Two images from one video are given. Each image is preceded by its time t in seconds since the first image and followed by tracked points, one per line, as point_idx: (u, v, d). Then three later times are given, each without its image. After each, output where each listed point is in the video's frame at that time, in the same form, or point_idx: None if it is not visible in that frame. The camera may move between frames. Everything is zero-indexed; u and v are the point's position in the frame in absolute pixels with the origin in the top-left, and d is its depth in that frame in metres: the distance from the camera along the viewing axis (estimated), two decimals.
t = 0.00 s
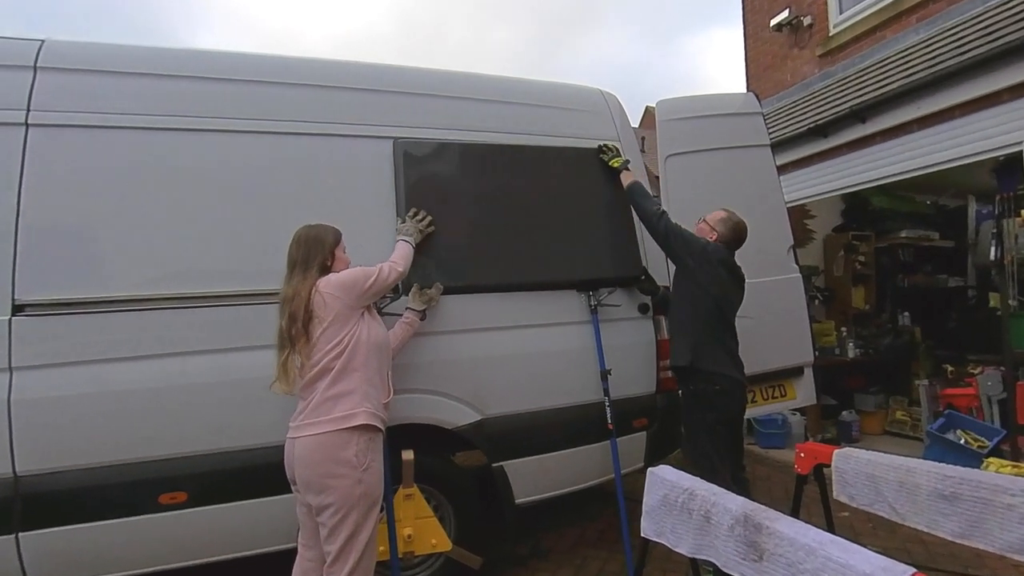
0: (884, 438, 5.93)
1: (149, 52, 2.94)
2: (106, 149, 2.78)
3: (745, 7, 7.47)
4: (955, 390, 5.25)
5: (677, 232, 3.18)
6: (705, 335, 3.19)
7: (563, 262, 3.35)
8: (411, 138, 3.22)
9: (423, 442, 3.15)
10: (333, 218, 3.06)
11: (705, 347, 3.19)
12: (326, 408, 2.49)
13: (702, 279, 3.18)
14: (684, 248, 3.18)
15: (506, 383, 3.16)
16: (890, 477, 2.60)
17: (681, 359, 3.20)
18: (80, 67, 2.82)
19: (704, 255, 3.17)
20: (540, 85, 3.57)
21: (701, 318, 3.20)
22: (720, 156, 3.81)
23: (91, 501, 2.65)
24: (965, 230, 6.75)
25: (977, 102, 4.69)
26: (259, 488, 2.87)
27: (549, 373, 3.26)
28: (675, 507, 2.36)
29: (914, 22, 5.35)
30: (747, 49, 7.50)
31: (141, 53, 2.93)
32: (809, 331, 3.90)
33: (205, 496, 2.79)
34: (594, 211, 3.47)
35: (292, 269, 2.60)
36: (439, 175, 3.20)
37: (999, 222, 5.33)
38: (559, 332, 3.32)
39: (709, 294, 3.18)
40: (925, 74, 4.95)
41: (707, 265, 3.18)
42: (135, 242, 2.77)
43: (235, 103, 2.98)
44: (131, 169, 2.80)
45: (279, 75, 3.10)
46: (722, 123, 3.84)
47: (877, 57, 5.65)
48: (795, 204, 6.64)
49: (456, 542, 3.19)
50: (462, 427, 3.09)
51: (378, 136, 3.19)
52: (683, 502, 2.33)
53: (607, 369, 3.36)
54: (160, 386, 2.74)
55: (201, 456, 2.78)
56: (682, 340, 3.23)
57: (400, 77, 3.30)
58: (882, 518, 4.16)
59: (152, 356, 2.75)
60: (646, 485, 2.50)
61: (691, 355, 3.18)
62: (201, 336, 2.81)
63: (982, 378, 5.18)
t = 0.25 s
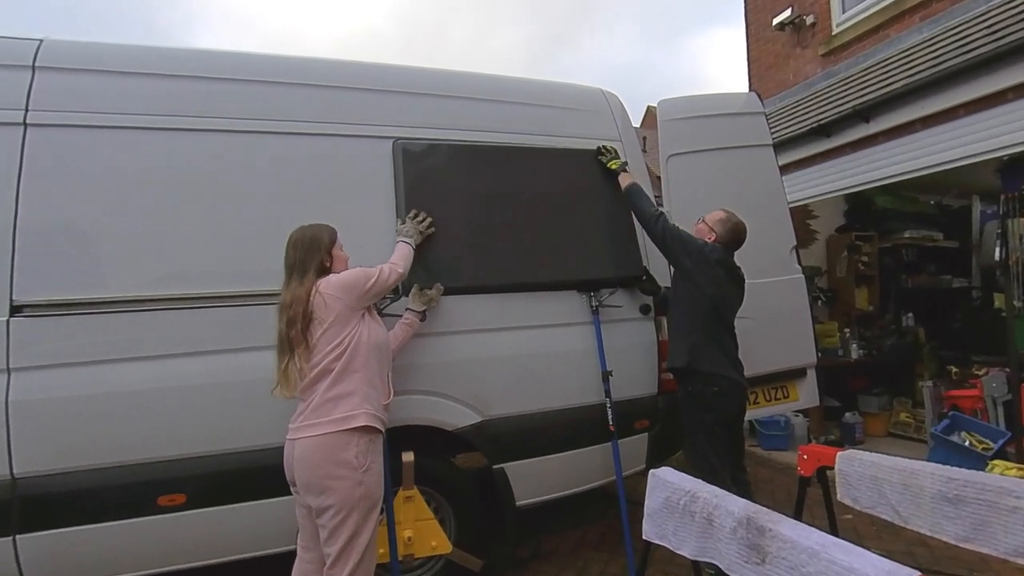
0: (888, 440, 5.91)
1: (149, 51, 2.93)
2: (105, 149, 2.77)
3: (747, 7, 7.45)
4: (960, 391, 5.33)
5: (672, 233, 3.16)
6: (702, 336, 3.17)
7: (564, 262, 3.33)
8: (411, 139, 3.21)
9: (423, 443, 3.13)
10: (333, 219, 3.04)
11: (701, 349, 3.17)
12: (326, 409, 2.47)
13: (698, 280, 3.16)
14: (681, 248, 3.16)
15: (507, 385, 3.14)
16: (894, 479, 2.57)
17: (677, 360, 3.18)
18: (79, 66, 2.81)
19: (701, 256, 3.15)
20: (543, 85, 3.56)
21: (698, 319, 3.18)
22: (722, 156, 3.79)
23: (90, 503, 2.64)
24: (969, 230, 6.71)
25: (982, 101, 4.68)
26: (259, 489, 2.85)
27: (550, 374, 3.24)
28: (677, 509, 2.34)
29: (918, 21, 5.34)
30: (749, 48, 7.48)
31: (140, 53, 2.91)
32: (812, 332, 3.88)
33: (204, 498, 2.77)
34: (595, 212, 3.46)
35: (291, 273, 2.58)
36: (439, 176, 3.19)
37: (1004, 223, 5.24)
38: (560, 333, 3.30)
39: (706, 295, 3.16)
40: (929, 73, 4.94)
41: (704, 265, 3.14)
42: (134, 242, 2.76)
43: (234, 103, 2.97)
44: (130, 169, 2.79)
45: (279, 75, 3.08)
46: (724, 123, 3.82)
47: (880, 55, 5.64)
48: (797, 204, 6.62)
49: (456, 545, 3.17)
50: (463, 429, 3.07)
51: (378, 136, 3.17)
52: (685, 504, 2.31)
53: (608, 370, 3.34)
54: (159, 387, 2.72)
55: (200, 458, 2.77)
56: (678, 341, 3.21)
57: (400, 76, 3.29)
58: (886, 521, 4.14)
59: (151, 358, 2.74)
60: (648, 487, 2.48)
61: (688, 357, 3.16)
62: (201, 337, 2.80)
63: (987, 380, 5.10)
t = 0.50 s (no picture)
0: (892, 442, 5.88)
1: (148, 51, 2.91)
2: (104, 149, 2.75)
3: (750, 6, 7.43)
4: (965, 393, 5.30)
5: (670, 235, 3.17)
6: (701, 337, 3.15)
7: (565, 263, 3.31)
8: (412, 139, 3.19)
9: (423, 445, 3.11)
10: (333, 219, 3.03)
11: (700, 349, 3.15)
12: (327, 410, 2.45)
13: (698, 279, 3.15)
14: (679, 248, 3.15)
15: (507, 386, 3.12)
16: (898, 481, 2.55)
17: (676, 362, 3.16)
18: (78, 66, 2.79)
19: (700, 255, 3.14)
20: (545, 84, 3.54)
21: (698, 320, 3.16)
22: (724, 156, 3.77)
23: (88, 505, 2.62)
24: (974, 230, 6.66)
25: (986, 100, 4.66)
26: (258, 492, 2.84)
27: (551, 376, 3.23)
28: (678, 511, 2.32)
29: (921, 20, 5.34)
30: (751, 48, 7.46)
31: (139, 53, 2.90)
32: (815, 333, 3.85)
33: (203, 500, 2.76)
34: (597, 212, 3.44)
35: (288, 277, 2.55)
36: (439, 176, 3.17)
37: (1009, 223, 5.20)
38: (561, 334, 3.28)
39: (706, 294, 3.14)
40: (932, 72, 4.92)
41: (704, 264, 3.14)
42: (133, 243, 2.75)
43: (234, 103, 2.95)
44: (129, 169, 2.77)
45: (279, 74, 3.07)
46: (727, 123, 3.80)
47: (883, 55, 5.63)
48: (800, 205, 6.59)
49: (456, 547, 3.15)
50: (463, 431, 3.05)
51: (378, 136, 3.15)
52: (687, 506, 2.29)
53: (609, 371, 3.31)
54: (158, 389, 2.71)
55: (199, 460, 2.75)
56: (677, 342, 3.20)
57: (401, 76, 3.27)
58: (889, 523, 4.11)
59: (150, 359, 2.72)
60: (650, 489, 2.46)
61: (686, 358, 3.14)
62: (200, 339, 2.78)
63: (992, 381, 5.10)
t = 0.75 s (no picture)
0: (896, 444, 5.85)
1: (147, 51, 2.90)
2: (102, 149, 2.74)
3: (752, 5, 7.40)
4: (970, 395, 5.20)
5: (667, 246, 3.15)
6: (700, 345, 3.14)
7: (566, 264, 3.29)
8: (412, 139, 3.17)
9: (423, 447, 3.09)
10: (333, 220, 3.01)
11: (698, 358, 3.14)
12: (327, 412, 2.44)
13: (696, 288, 3.13)
14: (677, 258, 3.12)
15: (508, 388, 3.10)
16: (902, 484, 2.53)
17: (673, 371, 3.17)
18: (76, 66, 2.78)
19: (699, 263, 3.11)
20: (546, 84, 3.52)
21: (696, 329, 3.15)
22: (726, 156, 3.75)
23: (87, 507, 2.61)
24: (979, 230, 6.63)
25: (990, 100, 4.64)
26: (258, 494, 2.82)
27: (552, 377, 3.21)
28: (680, 514, 2.30)
29: (924, 19, 5.32)
30: (754, 47, 7.43)
31: (138, 53, 2.89)
32: (818, 334, 3.83)
33: (201, 502, 2.74)
34: (598, 213, 3.43)
35: (287, 279, 2.53)
36: (440, 177, 3.16)
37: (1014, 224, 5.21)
38: (562, 335, 3.26)
39: (704, 303, 3.13)
40: (936, 71, 4.90)
41: (703, 273, 3.12)
42: (131, 243, 2.73)
43: (234, 103, 2.94)
44: (128, 169, 2.76)
45: (279, 74, 3.05)
46: (729, 123, 3.78)
47: (886, 54, 5.60)
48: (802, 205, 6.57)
49: (456, 550, 3.13)
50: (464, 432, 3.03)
51: (378, 136, 3.14)
52: (689, 509, 2.27)
53: (611, 373, 3.30)
54: (157, 390, 2.69)
55: (198, 462, 2.74)
56: (675, 350, 3.19)
57: (401, 75, 3.25)
58: (893, 526, 4.09)
59: (149, 360, 2.71)
60: (651, 491, 2.43)
61: (683, 367, 3.15)
62: (199, 340, 2.77)
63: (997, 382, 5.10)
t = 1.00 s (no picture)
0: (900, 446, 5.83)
1: (146, 51, 2.88)
2: (101, 149, 2.72)
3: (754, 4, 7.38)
4: (973, 397, 5.20)
5: (668, 260, 3.09)
6: (704, 356, 3.11)
7: (567, 265, 3.28)
8: (412, 139, 3.16)
9: (424, 449, 3.07)
10: (332, 221, 2.99)
11: (704, 369, 3.11)
12: (326, 414, 2.42)
13: (700, 298, 3.10)
14: (681, 270, 3.07)
15: (509, 389, 3.08)
16: (906, 487, 2.50)
17: (678, 383, 3.13)
18: (73, 66, 2.76)
19: (703, 272, 3.08)
20: (546, 83, 3.51)
21: (701, 338, 3.13)
22: (727, 155, 3.73)
23: (84, 509, 2.59)
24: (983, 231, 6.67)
25: (994, 99, 4.62)
26: (256, 495, 2.81)
27: (552, 379, 3.19)
28: (682, 517, 2.27)
29: (928, 18, 5.29)
30: (756, 46, 7.41)
31: (136, 53, 2.87)
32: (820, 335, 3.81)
33: (200, 504, 2.73)
34: (599, 213, 3.41)
35: (287, 277, 2.52)
36: (440, 177, 3.14)
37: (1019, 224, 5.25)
38: (563, 336, 3.25)
39: (709, 312, 3.11)
40: (939, 70, 4.88)
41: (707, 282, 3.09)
42: (129, 244, 2.71)
43: (232, 103, 2.92)
44: (126, 169, 2.74)
45: (278, 74, 3.04)
46: (730, 123, 3.76)
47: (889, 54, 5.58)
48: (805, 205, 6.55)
49: (457, 553, 3.11)
50: (464, 434, 3.01)
51: (378, 136, 3.12)
52: (690, 511, 2.25)
53: (613, 374, 3.28)
54: (155, 392, 2.68)
55: (197, 464, 2.72)
56: (680, 363, 3.15)
57: (401, 75, 3.24)
58: (896, 528, 4.07)
59: (147, 361, 2.69)
60: (653, 493, 2.41)
61: (689, 380, 3.11)
62: (198, 341, 2.75)
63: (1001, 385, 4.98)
